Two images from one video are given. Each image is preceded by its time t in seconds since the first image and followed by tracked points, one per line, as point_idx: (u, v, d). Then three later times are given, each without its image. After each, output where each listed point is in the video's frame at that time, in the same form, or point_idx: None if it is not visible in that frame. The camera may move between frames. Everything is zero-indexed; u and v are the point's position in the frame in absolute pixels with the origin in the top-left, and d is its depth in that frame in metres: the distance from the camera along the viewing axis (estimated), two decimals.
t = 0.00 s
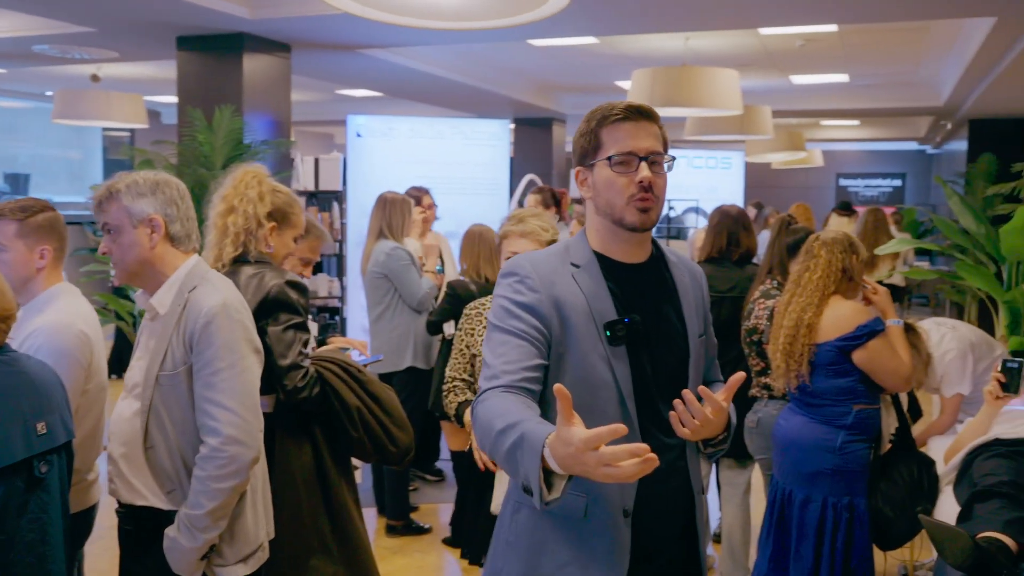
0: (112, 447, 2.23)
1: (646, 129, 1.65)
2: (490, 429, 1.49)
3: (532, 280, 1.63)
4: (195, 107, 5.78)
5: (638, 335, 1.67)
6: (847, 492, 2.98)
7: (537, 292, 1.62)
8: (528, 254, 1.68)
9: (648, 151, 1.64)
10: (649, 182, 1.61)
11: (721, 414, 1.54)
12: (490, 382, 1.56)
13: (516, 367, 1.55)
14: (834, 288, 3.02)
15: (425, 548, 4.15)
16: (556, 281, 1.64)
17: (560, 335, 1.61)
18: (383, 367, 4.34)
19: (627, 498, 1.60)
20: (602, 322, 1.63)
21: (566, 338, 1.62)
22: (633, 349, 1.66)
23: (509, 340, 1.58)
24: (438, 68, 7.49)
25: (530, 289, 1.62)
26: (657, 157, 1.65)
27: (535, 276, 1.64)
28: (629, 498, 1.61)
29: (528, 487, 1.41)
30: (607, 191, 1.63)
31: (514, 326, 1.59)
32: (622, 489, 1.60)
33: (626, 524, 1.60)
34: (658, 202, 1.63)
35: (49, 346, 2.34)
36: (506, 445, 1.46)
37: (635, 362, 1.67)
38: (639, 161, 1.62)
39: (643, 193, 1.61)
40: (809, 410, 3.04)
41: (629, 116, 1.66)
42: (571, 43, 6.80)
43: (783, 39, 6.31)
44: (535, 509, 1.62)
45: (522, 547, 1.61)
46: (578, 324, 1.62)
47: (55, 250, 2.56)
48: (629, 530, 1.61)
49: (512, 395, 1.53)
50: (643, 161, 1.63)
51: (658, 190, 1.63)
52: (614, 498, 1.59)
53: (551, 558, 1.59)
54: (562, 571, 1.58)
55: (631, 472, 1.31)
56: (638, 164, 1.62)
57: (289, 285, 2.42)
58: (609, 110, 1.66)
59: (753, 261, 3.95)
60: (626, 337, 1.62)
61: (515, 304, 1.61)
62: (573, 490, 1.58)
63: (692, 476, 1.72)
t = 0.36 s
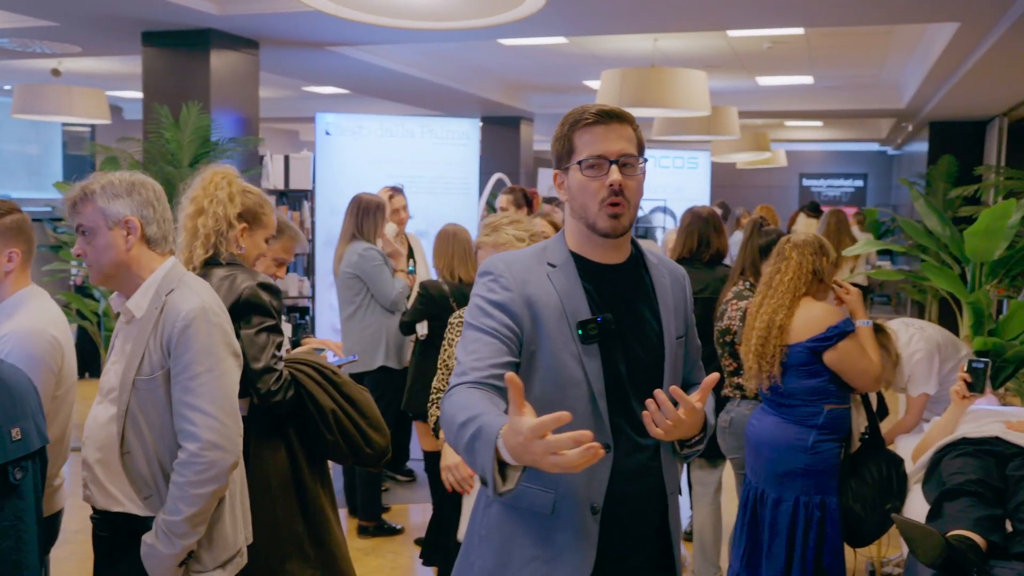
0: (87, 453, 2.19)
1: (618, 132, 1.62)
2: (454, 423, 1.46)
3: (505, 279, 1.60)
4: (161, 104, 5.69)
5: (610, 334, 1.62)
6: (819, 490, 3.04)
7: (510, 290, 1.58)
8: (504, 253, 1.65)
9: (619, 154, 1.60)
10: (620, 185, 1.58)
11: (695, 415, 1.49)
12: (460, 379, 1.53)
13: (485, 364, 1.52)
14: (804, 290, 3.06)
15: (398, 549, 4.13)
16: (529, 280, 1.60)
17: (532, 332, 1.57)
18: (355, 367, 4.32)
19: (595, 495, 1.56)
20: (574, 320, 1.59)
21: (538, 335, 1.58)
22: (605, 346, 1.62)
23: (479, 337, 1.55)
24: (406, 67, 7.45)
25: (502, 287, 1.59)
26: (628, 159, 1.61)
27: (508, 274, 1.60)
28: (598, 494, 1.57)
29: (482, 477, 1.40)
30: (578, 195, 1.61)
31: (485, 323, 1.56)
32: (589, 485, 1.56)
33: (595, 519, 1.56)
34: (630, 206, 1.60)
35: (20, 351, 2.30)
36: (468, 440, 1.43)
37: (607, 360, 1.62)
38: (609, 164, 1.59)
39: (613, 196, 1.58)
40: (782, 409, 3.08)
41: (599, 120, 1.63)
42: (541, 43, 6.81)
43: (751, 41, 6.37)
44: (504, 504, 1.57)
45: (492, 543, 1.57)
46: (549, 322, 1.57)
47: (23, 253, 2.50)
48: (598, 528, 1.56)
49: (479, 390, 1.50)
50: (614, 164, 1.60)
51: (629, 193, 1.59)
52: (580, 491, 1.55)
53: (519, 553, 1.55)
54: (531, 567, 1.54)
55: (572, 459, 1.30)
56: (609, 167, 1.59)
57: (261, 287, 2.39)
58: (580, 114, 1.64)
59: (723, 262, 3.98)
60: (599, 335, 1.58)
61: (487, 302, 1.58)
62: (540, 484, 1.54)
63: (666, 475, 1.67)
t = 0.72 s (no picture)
0: (59, 456, 2.17)
1: (582, 133, 1.56)
2: (405, 441, 1.50)
3: (465, 288, 1.56)
4: (128, 101, 5.62)
5: (572, 342, 1.59)
6: (789, 489, 3.07)
7: (467, 300, 1.55)
8: (465, 258, 1.61)
9: (583, 156, 1.55)
10: (584, 189, 1.53)
11: (676, 419, 1.50)
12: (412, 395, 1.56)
13: (428, 387, 1.55)
14: (773, 291, 3.09)
15: (369, 550, 4.12)
16: (487, 288, 1.56)
17: (489, 343, 1.55)
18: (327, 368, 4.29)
19: (560, 504, 1.55)
20: (535, 328, 1.56)
21: (496, 345, 1.56)
22: (568, 353, 1.59)
23: (430, 352, 1.56)
24: (377, 65, 7.42)
25: (460, 298, 1.56)
26: (593, 161, 1.56)
27: (468, 282, 1.57)
28: (562, 504, 1.55)
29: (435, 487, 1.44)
30: (542, 199, 1.56)
31: (440, 337, 1.55)
32: (553, 495, 1.55)
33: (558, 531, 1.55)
34: (596, 208, 1.55)
35: None
36: (421, 454, 1.46)
37: (571, 368, 1.59)
38: (572, 168, 1.54)
39: (578, 200, 1.53)
40: (752, 409, 3.11)
41: (563, 120, 1.57)
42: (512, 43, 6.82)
43: (720, 42, 6.42)
44: (468, 514, 1.57)
45: (456, 554, 1.57)
46: (507, 333, 1.55)
47: None
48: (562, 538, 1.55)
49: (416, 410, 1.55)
50: (578, 167, 1.55)
51: (595, 196, 1.54)
52: (542, 502, 1.54)
53: (483, 565, 1.55)
54: None
55: (520, 462, 1.33)
56: (572, 171, 1.54)
57: (238, 288, 2.37)
58: (543, 115, 1.58)
59: (695, 262, 4.01)
60: (560, 343, 1.56)
61: (444, 313, 1.56)
62: (499, 495, 1.55)
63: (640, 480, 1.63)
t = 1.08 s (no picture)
0: (26, 457, 2.13)
1: (533, 132, 1.47)
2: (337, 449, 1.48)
3: (409, 296, 1.53)
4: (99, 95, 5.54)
5: (523, 352, 1.54)
6: (762, 487, 3.09)
7: (409, 308, 1.52)
8: (413, 262, 1.58)
9: (534, 157, 1.46)
10: (535, 193, 1.44)
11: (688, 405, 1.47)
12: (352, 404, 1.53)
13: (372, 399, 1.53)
14: (748, 291, 3.10)
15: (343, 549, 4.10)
16: (432, 297, 1.53)
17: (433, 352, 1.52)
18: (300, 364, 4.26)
19: (507, 522, 1.50)
20: (481, 338, 1.52)
21: (442, 355, 1.52)
22: (517, 364, 1.53)
23: (372, 364, 1.53)
24: (351, 61, 7.37)
25: (403, 305, 1.52)
26: (545, 163, 1.46)
27: (413, 288, 1.53)
28: (509, 523, 1.50)
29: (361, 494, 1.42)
30: (493, 205, 1.47)
31: (383, 347, 1.52)
32: (499, 511, 1.50)
33: (506, 551, 1.50)
34: (550, 212, 1.46)
35: None
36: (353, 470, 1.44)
37: (519, 377, 1.54)
38: (522, 171, 1.45)
39: (530, 205, 1.44)
40: (726, 409, 3.13)
41: (511, 120, 1.47)
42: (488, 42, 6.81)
43: (695, 42, 6.45)
44: (421, 531, 1.53)
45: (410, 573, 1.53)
46: (450, 342, 1.51)
47: None
48: (509, 559, 1.50)
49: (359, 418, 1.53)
50: (528, 170, 1.46)
51: (548, 200, 1.45)
52: (487, 520, 1.49)
53: None
54: None
55: (432, 457, 1.30)
56: (522, 175, 1.45)
57: (214, 284, 2.35)
58: (490, 115, 1.48)
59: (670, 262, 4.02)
60: (507, 353, 1.51)
61: (390, 323, 1.53)
62: (447, 513, 1.51)
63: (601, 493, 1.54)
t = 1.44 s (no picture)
0: None
1: (500, 127, 1.33)
2: (305, 426, 1.34)
3: (375, 279, 1.38)
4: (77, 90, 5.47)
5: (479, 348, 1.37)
6: (742, 485, 3.10)
7: (375, 291, 1.37)
8: (383, 240, 1.42)
9: (499, 155, 1.32)
10: (497, 194, 1.31)
11: (624, 363, 1.27)
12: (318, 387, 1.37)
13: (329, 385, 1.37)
14: (729, 290, 3.11)
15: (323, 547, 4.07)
16: (395, 281, 1.37)
17: (398, 341, 1.37)
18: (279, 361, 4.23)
19: (438, 532, 1.35)
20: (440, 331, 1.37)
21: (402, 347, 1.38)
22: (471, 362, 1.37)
23: (333, 351, 1.38)
24: (333, 57, 7.33)
25: (368, 288, 1.37)
26: (509, 161, 1.33)
27: (379, 271, 1.38)
28: (441, 531, 1.35)
29: (351, 454, 1.28)
30: (453, 206, 1.34)
31: (343, 330, 1.37)
32: (434, 519, 1.35)
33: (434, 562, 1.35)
34: (512, 217, 1.32)
35: None
36: (325, 447, 1.31)
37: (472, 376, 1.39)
38: (484, 169, 1.32)
39: (490, 206, 1.31)
40: (706, 408, 3.14)
41: (477, 113, 1.34)
42: (471, 39, 6.80)
43: (678, 42, 6.46)
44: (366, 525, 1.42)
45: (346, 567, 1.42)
46: (411, 333, 1.36)
47: None
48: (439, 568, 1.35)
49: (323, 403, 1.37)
50: (491, 168, 1.32)
51: (509, 202, 1.31)
52: (420, 527, 1.34)
53: None
54: None
55: (457, 411, 1.19)
56: (484, 172, 1.32)
57: (195, 280, 2.33)
58: (455, 108, 1.34)
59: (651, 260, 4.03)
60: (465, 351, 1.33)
61: (349, 307, 1.38)
62: (387, 514, 1.39)
63: (527, 507, 1.37)
